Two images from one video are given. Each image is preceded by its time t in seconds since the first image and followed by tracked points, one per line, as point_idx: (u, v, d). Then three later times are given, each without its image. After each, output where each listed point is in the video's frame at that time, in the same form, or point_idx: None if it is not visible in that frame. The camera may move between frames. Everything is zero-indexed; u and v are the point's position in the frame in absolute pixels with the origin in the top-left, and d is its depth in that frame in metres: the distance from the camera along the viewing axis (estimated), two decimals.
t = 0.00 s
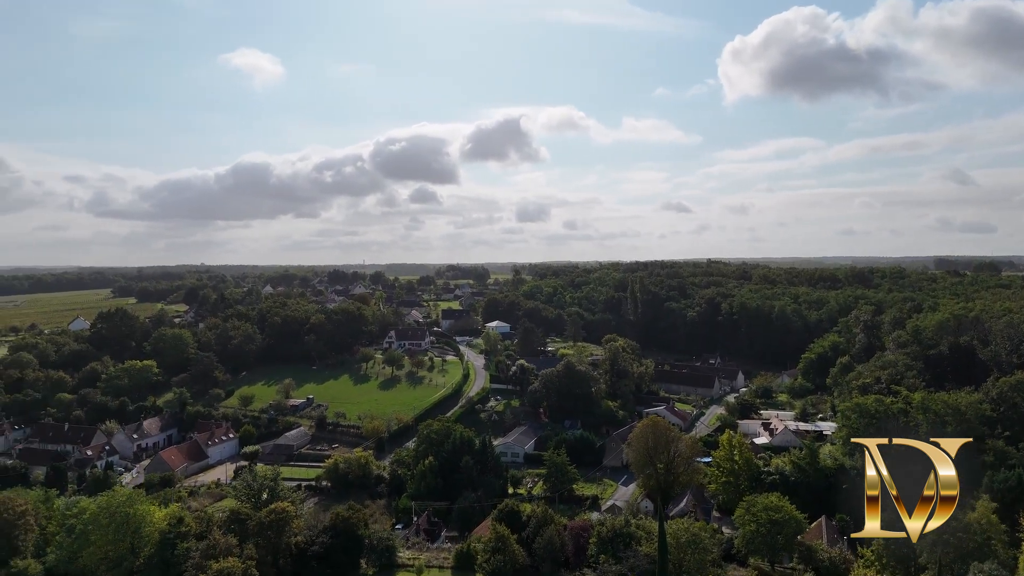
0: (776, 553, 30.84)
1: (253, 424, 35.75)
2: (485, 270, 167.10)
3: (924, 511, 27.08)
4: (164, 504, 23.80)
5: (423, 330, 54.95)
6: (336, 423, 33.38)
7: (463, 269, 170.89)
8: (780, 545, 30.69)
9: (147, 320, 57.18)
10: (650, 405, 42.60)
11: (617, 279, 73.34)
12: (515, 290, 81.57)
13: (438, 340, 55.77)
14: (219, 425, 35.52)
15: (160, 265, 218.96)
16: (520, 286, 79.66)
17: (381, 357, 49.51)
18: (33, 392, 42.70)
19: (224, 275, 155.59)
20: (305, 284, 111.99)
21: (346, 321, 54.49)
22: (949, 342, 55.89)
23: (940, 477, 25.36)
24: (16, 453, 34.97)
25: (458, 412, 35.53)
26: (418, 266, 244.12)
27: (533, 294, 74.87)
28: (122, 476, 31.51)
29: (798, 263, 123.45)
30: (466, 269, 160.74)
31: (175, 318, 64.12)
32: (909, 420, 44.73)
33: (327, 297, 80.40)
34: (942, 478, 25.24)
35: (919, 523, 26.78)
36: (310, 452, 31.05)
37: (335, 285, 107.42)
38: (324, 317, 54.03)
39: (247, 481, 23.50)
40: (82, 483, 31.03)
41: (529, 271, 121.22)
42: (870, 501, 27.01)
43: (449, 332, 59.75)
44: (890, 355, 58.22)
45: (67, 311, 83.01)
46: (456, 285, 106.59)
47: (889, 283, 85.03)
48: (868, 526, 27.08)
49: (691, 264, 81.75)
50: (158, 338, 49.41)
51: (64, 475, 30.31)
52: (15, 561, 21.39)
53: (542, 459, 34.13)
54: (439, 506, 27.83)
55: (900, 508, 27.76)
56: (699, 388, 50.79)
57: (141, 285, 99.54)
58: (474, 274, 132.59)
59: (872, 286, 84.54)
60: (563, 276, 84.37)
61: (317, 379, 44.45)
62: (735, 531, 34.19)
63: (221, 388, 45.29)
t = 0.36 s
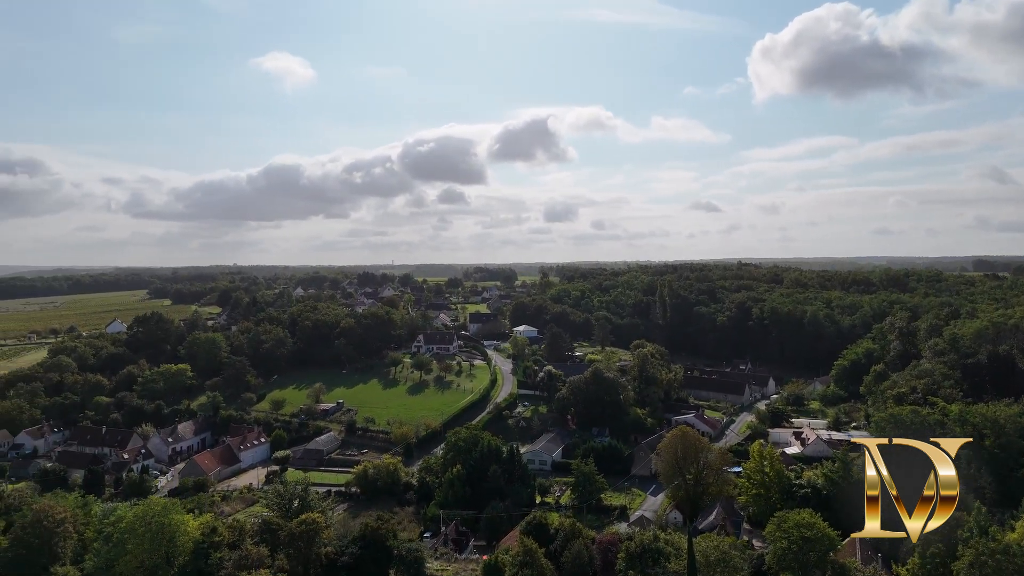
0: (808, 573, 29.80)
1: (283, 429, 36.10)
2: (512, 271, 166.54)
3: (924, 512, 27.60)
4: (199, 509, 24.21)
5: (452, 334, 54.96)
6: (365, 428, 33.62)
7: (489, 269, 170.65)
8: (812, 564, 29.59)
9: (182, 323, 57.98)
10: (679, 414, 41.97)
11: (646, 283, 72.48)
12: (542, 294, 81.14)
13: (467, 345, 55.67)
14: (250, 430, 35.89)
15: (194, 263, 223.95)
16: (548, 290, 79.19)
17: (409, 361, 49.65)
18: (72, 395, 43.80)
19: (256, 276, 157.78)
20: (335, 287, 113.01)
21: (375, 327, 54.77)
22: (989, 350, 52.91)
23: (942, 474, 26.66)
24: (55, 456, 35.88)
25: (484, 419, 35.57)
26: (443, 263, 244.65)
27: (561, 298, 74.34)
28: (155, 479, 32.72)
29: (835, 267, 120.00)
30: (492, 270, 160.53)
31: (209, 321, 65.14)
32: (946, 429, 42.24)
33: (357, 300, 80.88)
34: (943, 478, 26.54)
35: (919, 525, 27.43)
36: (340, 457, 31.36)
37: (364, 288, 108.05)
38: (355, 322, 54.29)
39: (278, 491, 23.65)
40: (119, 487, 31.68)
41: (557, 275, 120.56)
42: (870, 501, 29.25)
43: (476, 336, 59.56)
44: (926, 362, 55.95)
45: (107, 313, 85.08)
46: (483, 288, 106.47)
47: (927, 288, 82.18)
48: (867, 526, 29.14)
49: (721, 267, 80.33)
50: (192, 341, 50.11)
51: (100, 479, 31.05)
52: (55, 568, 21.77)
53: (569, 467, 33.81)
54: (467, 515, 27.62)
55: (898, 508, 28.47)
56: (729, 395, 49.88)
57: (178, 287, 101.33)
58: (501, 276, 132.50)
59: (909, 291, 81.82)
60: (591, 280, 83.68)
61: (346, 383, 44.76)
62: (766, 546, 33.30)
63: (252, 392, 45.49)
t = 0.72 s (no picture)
0: None
1: (314, 433, 36.56)
2: (540, 272, 166.01)
3: (924, 512, 30.42)
4: (232, 514, 24.69)
5: (480, 338, 54.89)
6: (394, 433, 34.07)
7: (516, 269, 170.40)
8: None
9: (215, 326, 58.41)
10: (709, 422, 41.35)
11: (674, 287, 71.65)
12: (571, 298, 80.68)
13: (495, 349, 55.61)
14: (282, 433, 36.35)
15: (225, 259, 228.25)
16: (576, 292, 78.73)
17: (437, 364, 49.79)
18: (111, 398, 44.56)
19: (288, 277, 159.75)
20: (364, 288, 114.05)
21: (404, 329, 55.02)
22: None
23: (940, 475, 28.21)
24: (95, 458, 36.56)
25: (511, 425, 35.76)
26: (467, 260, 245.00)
27: (588, 301, 73.84)
28: (191, 483, 33.47)
29: (871, 269, 116.76)
30: (518, 270, 160.42)
31: (241, 324, 65.90)
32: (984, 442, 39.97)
33: (386, 303, 81.18)
34: (942, 479, 28.18)
35: (920, 524, 30.34)
36: (370, 462, 31.75)
37: (392, 290, 108.40)
38: (384, 325, 54.67)
39: (310, 500, 23.94)
40: (155, 490, 32.40)
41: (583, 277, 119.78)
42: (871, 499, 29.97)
43: (503, 340, 59.45)
44: (962, 371, 52.77)
45: (144, 314, 87.09)
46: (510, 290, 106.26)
47: (967, 292, 79.36)
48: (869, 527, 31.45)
49: (752, 270, 78.96)
50: (226, 344, 50.70)
51: (137, 482, 31.77)
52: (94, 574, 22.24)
53: (598, 475, 33.59)
54: (495, 524, 27.35)
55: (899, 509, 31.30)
56: (760, 402, 48.96)
57: (212, 289, 103.20)
58: (528, 278, 132.27)
59: (946, 295, 79.43)
60: (619, 283, 83.00)
61: (375, 387, 45.11)
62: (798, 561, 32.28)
63: (284, 397, 45.86)
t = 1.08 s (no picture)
0: None
1: (342, 437, 37.00)
2: (562, 273, 165.28)
3: (925, 512, 28.78)
4: (262, 519, 25.58)
5: (505, 342, 54.83)
6: (420, 439, 34.67)
7: (539, 270, 169.88)
8: None
9: (245, 330, 59.02)
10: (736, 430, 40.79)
11: (702, 290, 70.76)
12: (596, 301, 80.09)
13: (520, 353, 55.50)
14: (311, 438, 36.81)
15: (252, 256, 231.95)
16: (601, 295, 78.21)
17: (463, 368, 49.89)
18: (144, 401, 45.60)
19: (315, 279, 161.56)
20: (391, 290, 114.81)
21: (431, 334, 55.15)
22: None
23: (942, 476, 24.76)
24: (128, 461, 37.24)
25: (536, 433, 36.11)
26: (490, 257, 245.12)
27: (614, 305, 73.30)
28: (221, 487, 33.77)
29: (904, 271, 113.84)
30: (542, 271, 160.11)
31: (271, 326, 66.67)
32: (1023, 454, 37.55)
33: (412, 305, 81.52)
34: (943, 479, 25.01)
35: (919, 524, 28.87)
36: (397, 468, 32.27)
37: (418, 292, 108.89)
38: (410, 328, 54.91)
39: (338, 508, 24.15)
40: (187, 493, 32.92)
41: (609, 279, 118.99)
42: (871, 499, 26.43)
43: (529, 345, 59.26)
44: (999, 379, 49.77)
45: (177, 315, 88.82)
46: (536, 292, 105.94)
47: (1006, 296, 76.53)
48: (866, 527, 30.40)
49: (781, 273, 77.57)
50: (255, 348, 51.22)
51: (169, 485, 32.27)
52: None
53: (623, 483, 33.30)
54: (520, 533, 27.08)
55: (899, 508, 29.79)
56: (789, 409, 47.94)
57: (242, 290, 104.74)
58: (553, 280, 131.89)
59: (982, 299, 77.00)
60: (645, 286, 82.25)
61: (402, 391, 45.44)
62: None
63: (312, 401, 46.23)
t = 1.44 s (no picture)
0: None
1: (372, 442, 37.26)
2: (590, 275, 164.22)
3: (924, 512, 27.50)
4: (293, 524, 26.22)
5: (534, 348, 54.67)
6: (449, 445, 34.87)
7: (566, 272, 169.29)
8: None
9: (278, 333, 59.59)
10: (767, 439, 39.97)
11: (733, 294, 69.75)
12: (625, 305, 79.43)
13: (549, 359, 55.30)
14: (341, 443, 37.13)
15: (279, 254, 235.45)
16: (631, 299, 77.57)
17: (492, 373, 49.94)
18: (179, 404, 46.13)
19: (345, 280, 163.25)
20: (421, 293, 115.52)
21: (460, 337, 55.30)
22: None
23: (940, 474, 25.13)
24: (164, 465, 38.07)
25: (565, 440, 36.17)
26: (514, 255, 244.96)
27: (643, 310, 72.69)
28: (254, 492, 34.23)
29: (944, 274, 110.28)
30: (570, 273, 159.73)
31: (303, 330, 67.58)
32: None
33: (441, 309, 81.87)
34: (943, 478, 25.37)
35: (919, 523, 27.60)
36: (426, 474, 32.42)
37: (447, 295, 109.33)
38: (439, 332, 55.13)
39: (366, 519, 24.17)
40: (220, 498, 33.47)
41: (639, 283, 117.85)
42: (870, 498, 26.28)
43: (557, 350, 59.02)
44: None
45: (212, 318, 90.65)
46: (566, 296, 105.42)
47: None
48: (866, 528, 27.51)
49: (814, 277, 75.94)
50: (287, 352, 51.67)
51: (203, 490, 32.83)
52: None
53: (652, 493, 32.88)
54: (547, 544, 26.70)
55: (898, 507, 28.41)
56: (823, 417, 46.88)
57: (275, 293, 106.35)
58: (581, 283, 131.30)
59: None
60: (675, 290, 81.31)
61: (432, 396, 45.66)
62: None
63: (342, 405, 46.50)
